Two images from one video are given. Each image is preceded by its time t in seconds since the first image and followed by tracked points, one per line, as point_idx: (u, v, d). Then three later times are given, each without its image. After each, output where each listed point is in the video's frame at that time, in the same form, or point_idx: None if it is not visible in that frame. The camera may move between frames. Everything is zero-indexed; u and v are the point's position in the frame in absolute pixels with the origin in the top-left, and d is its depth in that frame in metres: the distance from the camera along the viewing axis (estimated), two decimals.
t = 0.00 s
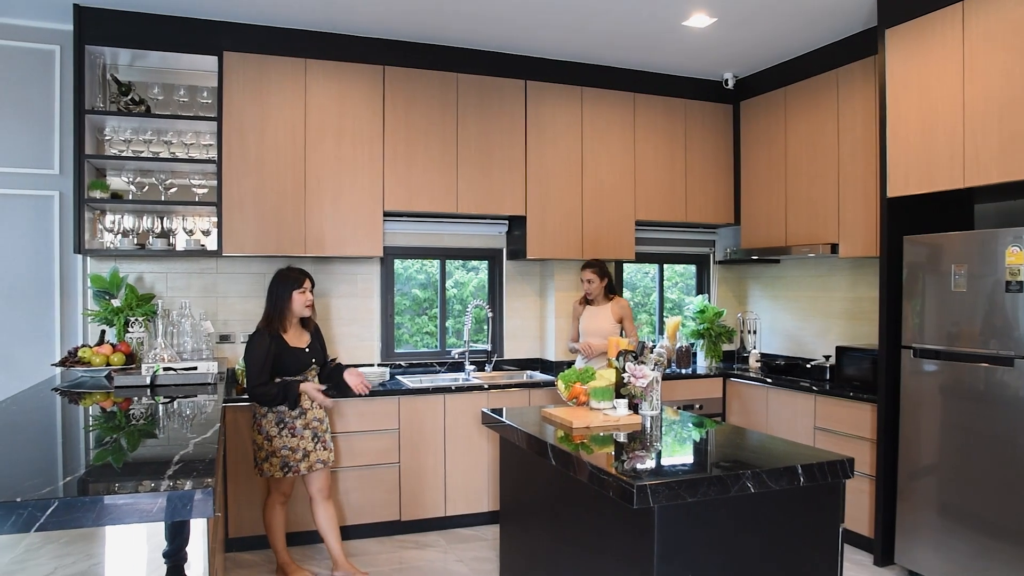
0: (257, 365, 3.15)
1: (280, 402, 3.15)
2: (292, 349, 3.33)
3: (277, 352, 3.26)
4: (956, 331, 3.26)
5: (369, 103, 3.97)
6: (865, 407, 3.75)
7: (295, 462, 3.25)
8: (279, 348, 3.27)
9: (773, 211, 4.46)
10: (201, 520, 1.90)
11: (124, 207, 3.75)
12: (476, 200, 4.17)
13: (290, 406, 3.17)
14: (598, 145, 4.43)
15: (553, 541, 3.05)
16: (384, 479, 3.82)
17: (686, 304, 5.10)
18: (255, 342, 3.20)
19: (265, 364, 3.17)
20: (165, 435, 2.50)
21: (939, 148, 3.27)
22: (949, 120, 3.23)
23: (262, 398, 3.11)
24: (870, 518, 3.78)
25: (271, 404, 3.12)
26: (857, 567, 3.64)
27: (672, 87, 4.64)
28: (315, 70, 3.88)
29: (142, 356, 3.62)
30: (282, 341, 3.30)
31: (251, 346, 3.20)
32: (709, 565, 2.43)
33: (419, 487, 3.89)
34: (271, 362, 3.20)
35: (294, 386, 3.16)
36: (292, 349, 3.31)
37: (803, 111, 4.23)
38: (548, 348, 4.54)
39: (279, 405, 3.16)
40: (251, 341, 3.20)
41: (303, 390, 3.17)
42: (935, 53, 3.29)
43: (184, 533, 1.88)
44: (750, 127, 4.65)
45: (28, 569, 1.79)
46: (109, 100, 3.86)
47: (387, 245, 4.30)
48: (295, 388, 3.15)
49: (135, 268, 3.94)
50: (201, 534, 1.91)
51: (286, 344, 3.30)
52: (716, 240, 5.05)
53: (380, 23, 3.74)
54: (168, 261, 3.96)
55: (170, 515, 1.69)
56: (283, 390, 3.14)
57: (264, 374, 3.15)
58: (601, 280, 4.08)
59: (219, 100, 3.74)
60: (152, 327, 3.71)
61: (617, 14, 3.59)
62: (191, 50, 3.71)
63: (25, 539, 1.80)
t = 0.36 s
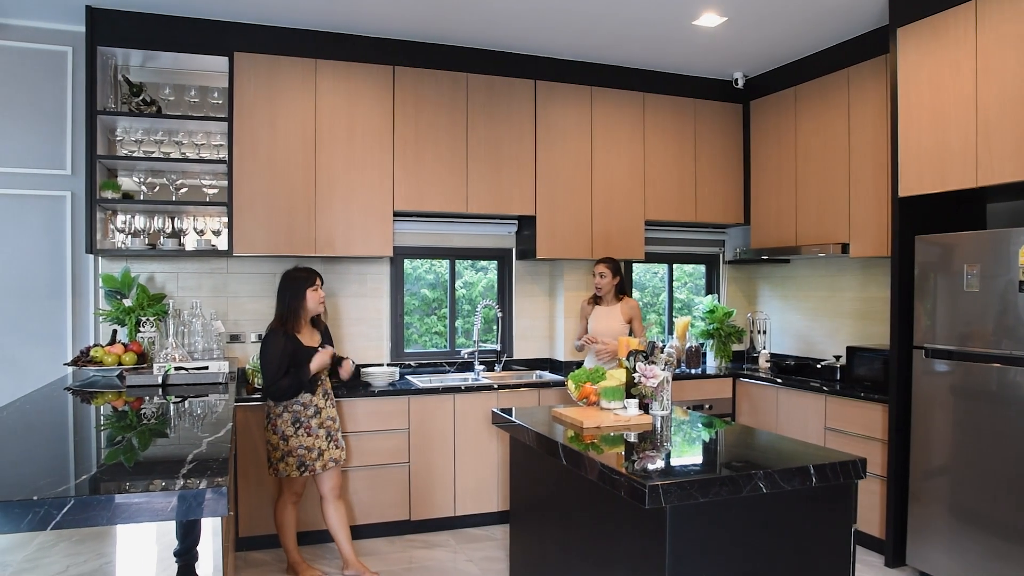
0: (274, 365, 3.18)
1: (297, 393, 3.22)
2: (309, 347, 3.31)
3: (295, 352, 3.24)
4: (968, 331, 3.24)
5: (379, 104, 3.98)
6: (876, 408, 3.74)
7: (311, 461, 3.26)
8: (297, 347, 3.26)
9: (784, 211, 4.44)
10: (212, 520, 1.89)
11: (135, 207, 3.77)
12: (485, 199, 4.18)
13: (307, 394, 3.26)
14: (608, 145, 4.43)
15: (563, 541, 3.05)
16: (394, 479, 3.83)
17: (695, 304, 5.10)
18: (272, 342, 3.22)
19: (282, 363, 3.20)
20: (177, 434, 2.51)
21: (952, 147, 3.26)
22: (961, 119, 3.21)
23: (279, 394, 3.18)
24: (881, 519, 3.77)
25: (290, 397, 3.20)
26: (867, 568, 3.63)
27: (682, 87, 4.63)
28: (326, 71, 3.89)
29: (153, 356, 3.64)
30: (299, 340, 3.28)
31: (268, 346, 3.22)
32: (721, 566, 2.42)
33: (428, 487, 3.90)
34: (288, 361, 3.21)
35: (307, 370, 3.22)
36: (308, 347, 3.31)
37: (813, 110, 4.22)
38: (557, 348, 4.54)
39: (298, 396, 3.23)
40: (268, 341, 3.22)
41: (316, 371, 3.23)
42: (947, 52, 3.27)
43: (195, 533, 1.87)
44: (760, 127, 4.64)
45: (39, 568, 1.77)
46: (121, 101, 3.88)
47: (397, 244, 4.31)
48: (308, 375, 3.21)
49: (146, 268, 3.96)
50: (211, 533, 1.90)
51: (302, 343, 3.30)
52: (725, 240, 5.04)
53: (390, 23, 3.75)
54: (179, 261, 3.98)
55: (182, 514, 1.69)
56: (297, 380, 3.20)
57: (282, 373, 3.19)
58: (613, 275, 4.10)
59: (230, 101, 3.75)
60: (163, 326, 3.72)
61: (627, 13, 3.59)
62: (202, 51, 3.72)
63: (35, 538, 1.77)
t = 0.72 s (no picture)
0: (291, 364, 3.17)
1: (314, 393, 3.22)
2: (325, 347, 3.33)
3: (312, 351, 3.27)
4: (981, 331, 3.23)
5: (391, 104, 4.00)
6: (889, 407, 3.72)
7: (327, 459, 3.28)
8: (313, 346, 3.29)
9: (795, 210, 4.44)
10: (224, 519, 1.87)
11: (149, 207, 3.80)
12: (497, 199, 4.19)
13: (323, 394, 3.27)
14: (618, 144, 4.44)
15: (576, 540, 3.05)
16: (406, 478, 3.84)
17: (707, 303, 5.09)
18: (290, 341, 3.22)
19: (300, 363, 3.21)
20: (190, 433, 2.52)
21: (965, 146, 3.25)
22: (974, 117, 3.20)
23: (298, 394, 3.18)
24: (893, 519, 3.75)
25: (307, 397, 3.20)
26: (880, 568, 3.62)
27: (693, 86, 4.63)
28: (338, 71, 3.90)
29: (167, 355, 3.66)
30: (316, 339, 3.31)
31: (286, 345, 3.22)
32: (734, 565, 2.42)
33: (440, 486, 3.91)
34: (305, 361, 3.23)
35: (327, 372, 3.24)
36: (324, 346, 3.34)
37: (824, 110, 4.21)
38: (568, 347, 4.55)
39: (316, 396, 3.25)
40: (286, 341, 3.22)
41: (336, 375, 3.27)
42: (960, 51, 3.27)
43: (207, 532, 1.86)
44: (772, 126, 4.64)
45: (56, 564, 1.78)
46: (134, 102, 3.90)
47: (409, 244, 4.32)
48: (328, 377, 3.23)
49: (160, 268, 3.99)
50: (224, 533, 1.88)
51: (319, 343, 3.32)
52: (737, 240, 5.03)
53: (402, 24, 3.76)
54: (192, 261, 4.00)
55: (194, 511, 1.68)
56: (318, 380, 3.22)
57: (300, 373, 3.20)
58: (626, 275, 4.10)
59: (243, 102, 3.78)
60: (176, 326, 3.75)
61: (638, 13, 3.59)
62: (215, 52, 3.75)
63: (53, 534, 1.77)
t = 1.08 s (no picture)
0: (308, 365, 3.20)
1: (330, 392, 3.26)
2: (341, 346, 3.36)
3: (329, 351, 3.29)
4: (997, 331, 3.22)
5: (407, 105, 4.02)
6: (904, 408, 3.72)
7: (345, 459, 3.30)
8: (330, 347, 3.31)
9: (810, 211, 4.44)
10: (243, 516, 1.88)
11: (166, 208, 3.83)
12: (511, 200, 4.20)
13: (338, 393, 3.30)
14: (632, 145, 4.44)
15: (591, 539, 3.07)
16: (421, 477, 3.86)
17: (720, 304, 5.09)
18: (308, 342, 3.24)
19: (318, 364, 3.23)
20: (206, 432, 2.50)
21: (981, 145, 3.24)
22: (991, 116, 3.19)
23: (312, 394, 3.21)
24: (908, 520, 3.75)
25: (322, 397, 3.24)
26: (895, 568, 3.61)
27: (707, 86, 4.63)
28: (354, 73, 3.93)
29: (184, 354, 3.69)
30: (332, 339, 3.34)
31: (304, 345, 3.24)
32: (750, 563, 2.42)
33: (455, 485, 3.93)
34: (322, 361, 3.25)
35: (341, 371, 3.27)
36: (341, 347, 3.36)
37: (839, 109, 4.21)
38: (582, 347, 4.56)
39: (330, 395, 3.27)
40: (303, 342, 3.24)
41: (352, 373, 3.30)
42: (975, 50, 3.26)
43: (224, 531, 1.87)
44: (786, 127, 4.64)
45: (75, 562, 1.78)
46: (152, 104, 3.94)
47: (424, 245, 4.35)
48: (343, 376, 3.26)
49: (177, 268, 4.02)
50: (240, 533, 1.89)
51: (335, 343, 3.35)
52: (750, 240, 5.03)
53: (417, 25, 3.78)
54: (209, 261, 4.04)
55: (213, 508, 1.67)
56: (334, 380, 3.25)
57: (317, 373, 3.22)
58: (641, 275, 4.11)
59: (260, 103, 3.81)
60: (194, 325, 3.78)
61: (652, 13, 3.60)
62: (232, 54, 3.78)
63: (71, 532, 1.77)
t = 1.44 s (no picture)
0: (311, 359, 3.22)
1: (332, 389, 3.28)
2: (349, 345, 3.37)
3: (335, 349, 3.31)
4: (1004, 331, 3.22)
5: (414, 106, 4.04)
6: (910, 408, 3.72)
7: (350, 457, 3.31)
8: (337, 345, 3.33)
9: (816, 211, 4.44)
10: (250, 514, 1.89)
11: (175, 208, 3.85)
12: (518, 200, 4.22)
13: (342, 390, 3.31)
14: (638, 145, 4.45)
15: (598, 538, 3.08)
16: (428, 477, 3.87)
17: (726, 304, 5.10)
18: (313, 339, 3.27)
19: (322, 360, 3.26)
20: (215, 432, 2.46)
21: (988, 145, 3.24)
22: (997, 116, 3.20)
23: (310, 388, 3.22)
24: (915, 520, 3.75)
25: (322, 392, 3.25)
26: (901, 568, 3.61)
27: (713, 86, 4.64)
28: (361, 73, 3.95)
29: (193, 354, 3.71)
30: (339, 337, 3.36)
31: (310, 341, 3.27)
32: (758, 562, 2.43)
33: (462, 484, 3.94)
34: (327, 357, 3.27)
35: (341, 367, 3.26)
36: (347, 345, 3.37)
37: (846, 109, 4.22)
38: (589, 347, 4.57)
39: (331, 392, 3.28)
40: (310, 338, 3.27)
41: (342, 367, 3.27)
42: (982, 49, 3.27)
43: (233, 529, 1.87)
44: (793, 127, 4.64)
45: (85, 561, 1.79)
46: (161, 105, 3.96)
47: (430, 245, 4.36)
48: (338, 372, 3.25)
49: (186, 268, 4.04)
50: (248, 530, 1.90)
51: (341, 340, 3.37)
52: (756, 240, 5.04)
53: (425, 26, 3.80)
54: (217, 261, 4.06)
55: (222, 506, 1.65)
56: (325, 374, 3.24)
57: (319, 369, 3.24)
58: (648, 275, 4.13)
59: (268, 104, 3.83)
60: (202, 325, 3.80)
61: (660, 14, 3.61)
62: (240, 55, 3.80)
63: (80, 531, 1.79)
